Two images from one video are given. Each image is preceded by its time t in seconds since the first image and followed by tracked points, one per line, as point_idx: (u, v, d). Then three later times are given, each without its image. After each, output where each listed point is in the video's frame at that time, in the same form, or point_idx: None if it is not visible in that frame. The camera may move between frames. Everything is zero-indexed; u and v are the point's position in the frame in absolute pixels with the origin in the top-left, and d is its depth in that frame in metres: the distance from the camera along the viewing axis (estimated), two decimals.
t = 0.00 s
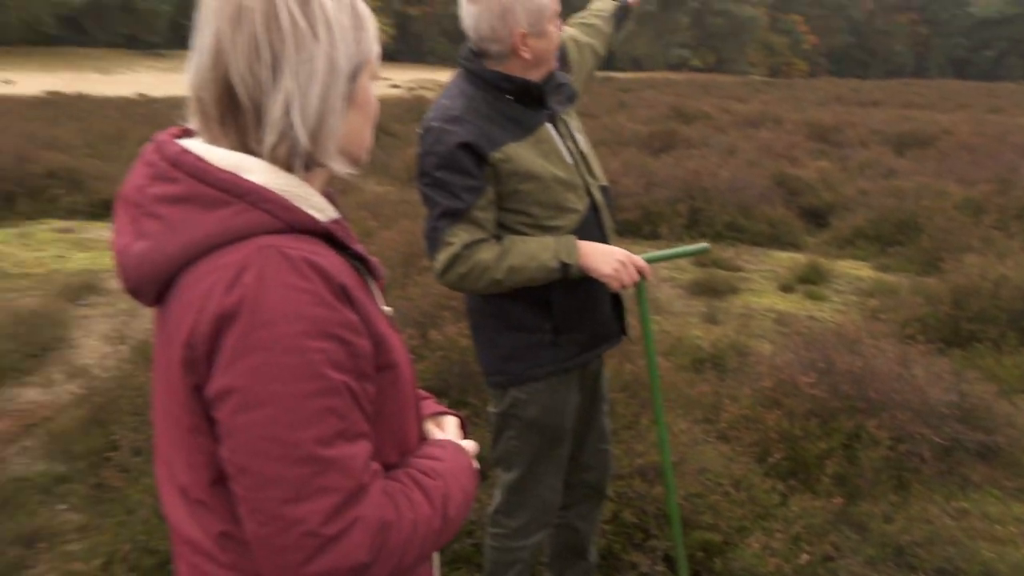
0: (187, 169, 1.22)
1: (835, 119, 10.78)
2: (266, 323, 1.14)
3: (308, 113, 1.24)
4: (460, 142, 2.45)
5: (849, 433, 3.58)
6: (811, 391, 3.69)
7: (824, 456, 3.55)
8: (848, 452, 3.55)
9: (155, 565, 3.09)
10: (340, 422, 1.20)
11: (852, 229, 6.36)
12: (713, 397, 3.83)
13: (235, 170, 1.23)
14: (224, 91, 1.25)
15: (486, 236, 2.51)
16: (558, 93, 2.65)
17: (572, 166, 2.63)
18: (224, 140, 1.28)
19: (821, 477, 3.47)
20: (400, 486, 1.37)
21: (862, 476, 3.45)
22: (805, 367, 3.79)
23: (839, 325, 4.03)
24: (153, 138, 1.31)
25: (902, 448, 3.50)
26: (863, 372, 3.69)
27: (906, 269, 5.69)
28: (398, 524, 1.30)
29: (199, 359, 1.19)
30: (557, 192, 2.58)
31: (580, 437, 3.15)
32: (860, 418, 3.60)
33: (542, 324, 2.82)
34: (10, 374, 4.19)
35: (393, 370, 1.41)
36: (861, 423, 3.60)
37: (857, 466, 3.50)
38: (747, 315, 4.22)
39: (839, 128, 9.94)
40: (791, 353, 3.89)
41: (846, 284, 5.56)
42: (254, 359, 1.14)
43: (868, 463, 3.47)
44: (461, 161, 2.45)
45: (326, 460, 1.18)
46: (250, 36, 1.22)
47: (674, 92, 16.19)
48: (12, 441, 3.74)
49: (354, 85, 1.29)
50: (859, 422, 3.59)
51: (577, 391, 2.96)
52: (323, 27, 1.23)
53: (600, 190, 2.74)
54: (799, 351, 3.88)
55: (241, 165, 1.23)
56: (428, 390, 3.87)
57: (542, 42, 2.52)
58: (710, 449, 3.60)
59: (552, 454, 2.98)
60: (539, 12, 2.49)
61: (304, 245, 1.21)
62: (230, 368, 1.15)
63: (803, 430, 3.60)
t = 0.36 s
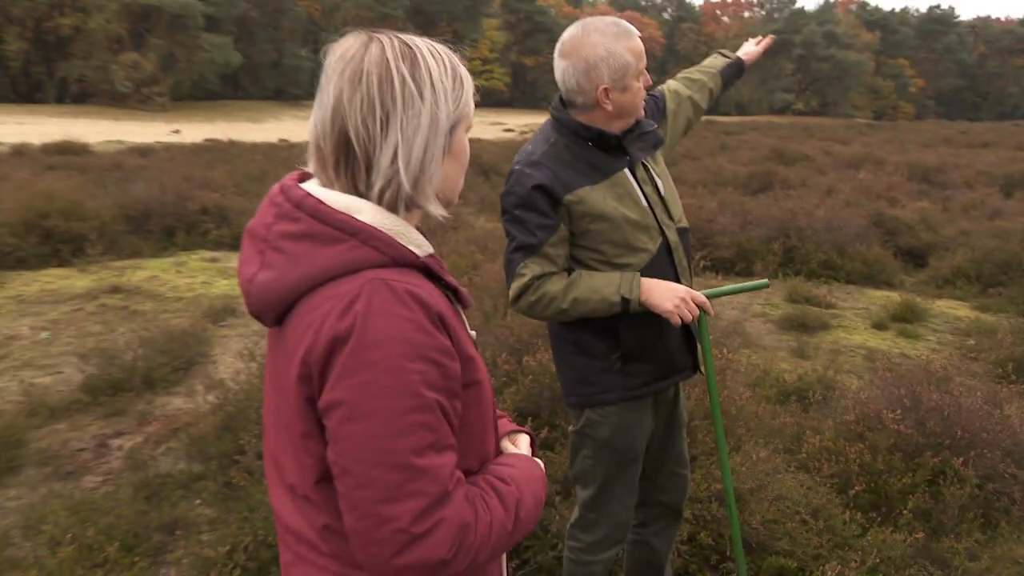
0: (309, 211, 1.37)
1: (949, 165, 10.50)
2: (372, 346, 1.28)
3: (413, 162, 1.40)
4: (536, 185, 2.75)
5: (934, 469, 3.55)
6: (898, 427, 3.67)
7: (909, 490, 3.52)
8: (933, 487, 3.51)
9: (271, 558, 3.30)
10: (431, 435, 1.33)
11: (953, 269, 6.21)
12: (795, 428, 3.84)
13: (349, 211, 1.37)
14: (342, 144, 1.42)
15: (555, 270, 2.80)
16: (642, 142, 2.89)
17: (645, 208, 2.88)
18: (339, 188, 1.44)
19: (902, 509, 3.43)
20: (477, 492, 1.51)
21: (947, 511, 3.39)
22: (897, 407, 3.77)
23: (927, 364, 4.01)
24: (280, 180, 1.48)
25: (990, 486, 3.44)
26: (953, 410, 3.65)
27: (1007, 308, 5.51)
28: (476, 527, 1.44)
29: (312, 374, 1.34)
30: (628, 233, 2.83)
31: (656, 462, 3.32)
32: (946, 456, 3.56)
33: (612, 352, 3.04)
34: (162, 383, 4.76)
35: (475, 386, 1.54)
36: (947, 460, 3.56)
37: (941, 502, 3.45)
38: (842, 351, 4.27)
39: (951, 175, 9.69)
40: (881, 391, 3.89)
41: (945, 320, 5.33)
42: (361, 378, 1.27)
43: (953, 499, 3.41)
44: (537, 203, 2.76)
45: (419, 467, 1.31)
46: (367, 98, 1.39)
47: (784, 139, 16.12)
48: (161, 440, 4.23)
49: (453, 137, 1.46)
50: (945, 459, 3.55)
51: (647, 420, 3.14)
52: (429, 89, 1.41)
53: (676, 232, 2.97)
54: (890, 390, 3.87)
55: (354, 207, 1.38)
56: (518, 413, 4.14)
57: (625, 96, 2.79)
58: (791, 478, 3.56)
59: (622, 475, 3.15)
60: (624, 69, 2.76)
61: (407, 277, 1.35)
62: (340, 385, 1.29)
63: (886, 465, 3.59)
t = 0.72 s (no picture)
0: (348, 230, 1.57)
1: (986, 191, 10.45)
2: (392, 351, 1.45)
3: (434, 186, 1.60)
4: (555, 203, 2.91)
5: (940, 481, 3.64)
6: (903, 438, 3.77)
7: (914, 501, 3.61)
8: (938, 498, 3.60)
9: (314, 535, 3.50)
10: (442, 432, 1.49)
11: (977, 288, 6.21)
12: (808, 437, 3.96)
13: (379, 228, 1.58)
14: (374, 169, 1.63)
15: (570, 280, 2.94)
16: (659, 166, 3.06)
17: (657, 226, 2.99)
18: (371, 206, 1.65)
19: (904, 518, 3.52)
20: (483, 484, 1.67)
21: (949, 521, 3.48)
22: (908, 423, 3.85)
23: (936, 379, 4.10)
24: (322, 202, 1.68)
25: (993, 499, 3.53)
26: (962, 425, 3.72)
27: None
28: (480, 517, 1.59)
29: (341, 372, 1.52)
30: (640, 249, 2.96)
31: (666, 465, 3.39)
32: (952, 469, 3.64)
33: (625, 357, 3.11)
34: (222, 371, 5.11)
35: (485, 390, 1.71)
36: (953, 473, 3.64)
37: (944, 512, 3.53)
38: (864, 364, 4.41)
39: (988, 203, 9.62)
40: (893, 404, 4.00)
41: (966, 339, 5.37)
42: (381, 378, 1.44)
43: (955, 510, 3.49)
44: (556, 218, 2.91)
45: (429, 460, 1.47)
46: (394, 130, 1.59)
47: (829, 161, 16.12)
48: (219, 423, 4.53)
49: (471, 163, 1.66)
50: (950, 472, 3.64)
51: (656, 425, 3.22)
52: (450, 121, 1.60)
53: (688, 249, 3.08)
54: (902, 404, 3.98)
55: (382, 224, 1.59)
56: (546, 411, 4.32)
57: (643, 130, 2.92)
58: (799, 484, 3.65)
59: (632, 477, 3.23)
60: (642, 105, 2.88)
61: (426, 291, 1.52)
62: (363, 383, 1.45)
63: (892, 476, 3.68)
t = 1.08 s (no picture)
0: (343, 256, 1.68)
1: (998, 201, 10.52)
2: (377, 369, 1.52)
3: (422, 216, 1.70)
4: (561, 223, 3.04)
5: (945, 483, 3.65)
6: (907, 443, 3.81)
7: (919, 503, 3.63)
8: (943, 500, 3.61)
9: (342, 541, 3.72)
10: (426, 443, 1.56)
11: (988, 296, 6.22)
12: (816, 442, 4.01)
13: (370, 255, 1.68)
14: (367, 200, 1.74)
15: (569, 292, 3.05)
16: (661, 181, 3.16)
17: (660, 238, 3.12)
18: (368, 232, 1.76)
19: (909, 520, 3.54)
20: (470, 492, 1.73)
21: (954, 522, 3.49)
22: (914, 430, 3.87)
23: (941, 386, 4.15)
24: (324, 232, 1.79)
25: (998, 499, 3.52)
26: (966, 429, 3.76)
27: None
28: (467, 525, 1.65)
29: (333, 387, 1.60)
30: (643, 258, 3.09)
31: (673, 473, 3.34)
32: (955, 471, 3.67)
33: (629, 362, 3.08)
34: (262, 391, 5.41)
35: (473, 404, 1.79)
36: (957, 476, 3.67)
37: (949, 514, 3.55)
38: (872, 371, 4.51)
39: (999, 212, 9.64)
40: (899, 410, 4.03)
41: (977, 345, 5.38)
42: (368, 394, 1.51)
43: (959, 511, 3.50)
44: (564, 234, 3.03)
45: (413, 470, 1.53)
46: (386, 162, 1.70)
47: (856, 178, 16.16)
48: (260, 439, 4.80)
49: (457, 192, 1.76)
50: (954, 474, 3.66)
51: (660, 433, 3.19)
52: (436, 153, 1.70)
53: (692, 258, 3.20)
54: (909, 410, 4.00)
55: (373, 251, 1.69)
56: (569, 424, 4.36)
57: (628, 163, 3.03)
58: (805, 489, 3.71)
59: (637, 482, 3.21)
60: (622, 144, 2.98)
61: (413, 313, 1.61)
62: (352, 399, 1.53)
63: (896, 479, 3.70)
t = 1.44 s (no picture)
0: (308, 259, 1.62)
1: (1004, 226, 10.79)
2: (329, 362, 1.47)
3: (386, 223, 1.61)
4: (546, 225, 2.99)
5: (920, 496, 3.63)
6: (886, 454, 3.79)
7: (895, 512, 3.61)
8: (917, 510, 3.60)
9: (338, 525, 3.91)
10: (376, 434, 1.50)
11: (984, 316, 6.28)
12: (799, 451, 4.01)
13: (332, 257, 1.62)
14: (335, 205, 1.66)
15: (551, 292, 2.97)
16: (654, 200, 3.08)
17: (643, 254, 2.99)
18: (335, 237, 1.68)
19: (881, 529, 3.53)
20: (422, 483, 1.66)
21: (927, 533, 3.49)
22: (896, 444, 3.85)
23: (922, 403, 4.13)
24: (293, 234, 1.72)
25: (969, 511, 3.54)
26: (944, 445, 3.74)
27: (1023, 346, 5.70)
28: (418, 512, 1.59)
29: (288, 378, 1.55)
30: (621, 271, 2.96)
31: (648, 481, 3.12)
32: (931, 484, 3.66)
33: (596, 369, 2.88)
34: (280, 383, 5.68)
35: (428, 399, 1.74)
36: (933, 488, 3.65)
37: (922, 525, 3.54)
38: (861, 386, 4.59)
39: (1003, 234, 9.94)
40: (883, 423, 4.02)
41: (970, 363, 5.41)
42: (320, 386, 1.47)
43: (931, 522, 3.50)
44: (546, 237, 2.97)
45: (362, 459, 1.49)
46: (353, 172, 1.62)
47: (879, 198, 16.21)
48: (274, 427, 5.00)
49: (422, 202, 1.68)
50: (929, 487, 3.65)
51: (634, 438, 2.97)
52: (402, 163, 1.62)
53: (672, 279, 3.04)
54: (891, 422, 3.99)
55: (336, 254, 1.63)
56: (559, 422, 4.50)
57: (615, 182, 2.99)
58: (783, 495, 3.71)
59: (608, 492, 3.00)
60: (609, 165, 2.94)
61: (368, 309, 1.55)
62: (306, 389, 1.49)
63: (873, 488, 3.69)
